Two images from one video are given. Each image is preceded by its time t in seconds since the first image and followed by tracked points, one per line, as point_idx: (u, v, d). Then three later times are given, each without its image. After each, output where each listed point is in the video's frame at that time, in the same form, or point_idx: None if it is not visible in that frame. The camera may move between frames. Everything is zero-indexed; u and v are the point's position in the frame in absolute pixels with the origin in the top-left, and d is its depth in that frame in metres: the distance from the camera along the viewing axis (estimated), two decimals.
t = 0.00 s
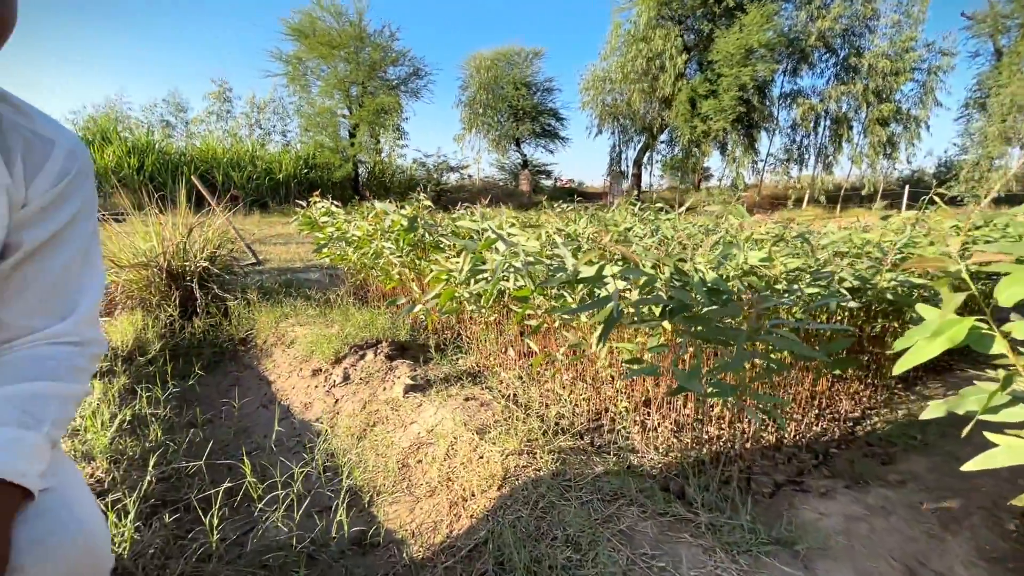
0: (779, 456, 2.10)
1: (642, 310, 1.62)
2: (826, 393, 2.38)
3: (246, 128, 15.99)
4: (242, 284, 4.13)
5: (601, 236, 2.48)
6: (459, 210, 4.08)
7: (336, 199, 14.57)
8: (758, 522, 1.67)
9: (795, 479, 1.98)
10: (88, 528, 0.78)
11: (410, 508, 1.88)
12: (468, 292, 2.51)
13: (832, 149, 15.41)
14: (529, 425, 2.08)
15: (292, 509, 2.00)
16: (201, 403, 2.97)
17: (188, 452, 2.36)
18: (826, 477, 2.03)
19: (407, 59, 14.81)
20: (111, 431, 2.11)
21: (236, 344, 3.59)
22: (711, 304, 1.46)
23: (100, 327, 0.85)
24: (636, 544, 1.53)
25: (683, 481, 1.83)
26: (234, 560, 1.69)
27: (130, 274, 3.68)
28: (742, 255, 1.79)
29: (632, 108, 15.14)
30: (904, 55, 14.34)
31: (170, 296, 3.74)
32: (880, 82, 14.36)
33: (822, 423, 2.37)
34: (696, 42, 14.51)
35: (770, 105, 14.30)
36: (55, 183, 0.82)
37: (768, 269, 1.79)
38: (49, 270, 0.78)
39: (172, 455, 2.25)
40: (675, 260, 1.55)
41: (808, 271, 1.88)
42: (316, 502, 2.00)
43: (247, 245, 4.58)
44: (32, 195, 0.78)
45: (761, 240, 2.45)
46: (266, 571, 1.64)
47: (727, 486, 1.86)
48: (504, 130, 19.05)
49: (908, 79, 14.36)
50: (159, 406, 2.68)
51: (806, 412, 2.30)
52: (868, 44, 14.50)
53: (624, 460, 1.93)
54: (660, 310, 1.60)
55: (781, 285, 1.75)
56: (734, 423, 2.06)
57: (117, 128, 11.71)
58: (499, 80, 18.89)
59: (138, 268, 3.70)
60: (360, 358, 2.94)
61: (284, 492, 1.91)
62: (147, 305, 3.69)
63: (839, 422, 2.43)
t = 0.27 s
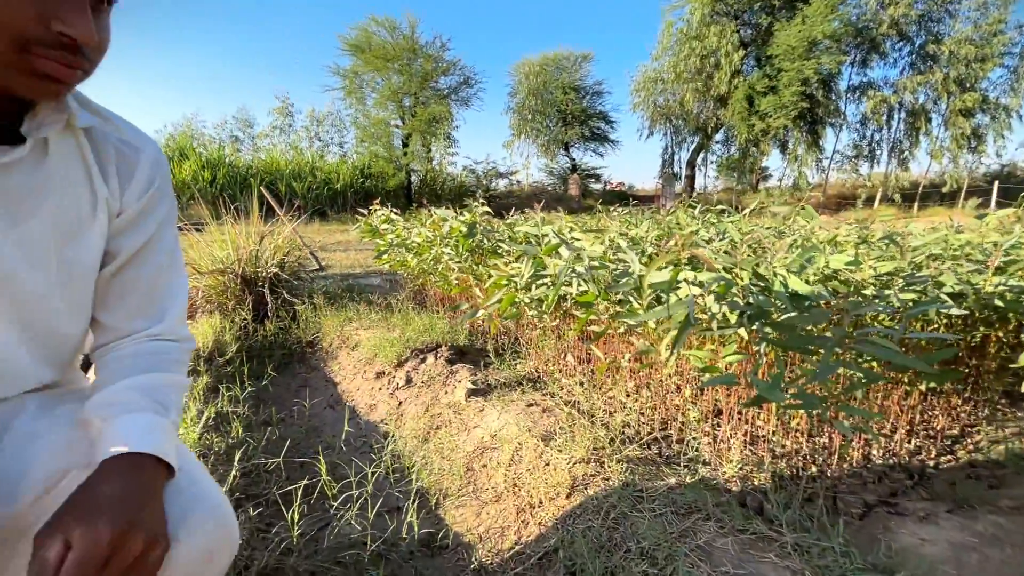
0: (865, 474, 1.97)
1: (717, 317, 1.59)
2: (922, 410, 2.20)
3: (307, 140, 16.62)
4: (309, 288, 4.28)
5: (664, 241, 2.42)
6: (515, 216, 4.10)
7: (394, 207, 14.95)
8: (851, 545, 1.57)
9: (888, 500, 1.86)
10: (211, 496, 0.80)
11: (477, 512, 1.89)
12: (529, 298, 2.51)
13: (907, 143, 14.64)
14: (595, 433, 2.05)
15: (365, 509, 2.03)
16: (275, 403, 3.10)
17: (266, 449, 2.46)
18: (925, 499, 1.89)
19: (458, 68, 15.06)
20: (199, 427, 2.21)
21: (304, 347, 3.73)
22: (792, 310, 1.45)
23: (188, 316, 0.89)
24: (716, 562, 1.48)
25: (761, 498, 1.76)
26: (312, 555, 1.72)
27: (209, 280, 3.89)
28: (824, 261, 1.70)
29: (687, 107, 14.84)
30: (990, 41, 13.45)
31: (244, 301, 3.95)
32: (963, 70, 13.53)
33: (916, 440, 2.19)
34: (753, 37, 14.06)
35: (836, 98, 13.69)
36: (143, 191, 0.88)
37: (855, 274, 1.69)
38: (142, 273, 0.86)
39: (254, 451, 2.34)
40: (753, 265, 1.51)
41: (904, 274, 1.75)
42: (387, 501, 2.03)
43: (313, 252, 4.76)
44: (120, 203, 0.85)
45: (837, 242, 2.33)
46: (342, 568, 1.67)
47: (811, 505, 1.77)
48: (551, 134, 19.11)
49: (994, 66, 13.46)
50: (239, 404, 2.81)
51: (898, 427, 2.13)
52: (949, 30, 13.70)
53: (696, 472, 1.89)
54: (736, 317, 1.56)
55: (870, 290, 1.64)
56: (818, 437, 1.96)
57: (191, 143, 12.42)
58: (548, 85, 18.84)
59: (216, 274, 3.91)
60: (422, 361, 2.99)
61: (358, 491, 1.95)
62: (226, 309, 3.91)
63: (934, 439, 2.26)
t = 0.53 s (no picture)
0: (919, 490, 1.90)
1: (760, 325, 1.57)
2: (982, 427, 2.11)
3: (346, 148, 17.00)
4: (351, 294, 4.37)
5: (704, 248, 2.40)
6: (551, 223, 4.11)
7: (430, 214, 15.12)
8: (904, 561, 1.52)
9: (945, 518, 1.79)
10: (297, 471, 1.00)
11: (518, 516, 1.89)
12: (567, 305, 2.51)
13: (968, 138, 14.11)
14: (634, 440, 2.04)
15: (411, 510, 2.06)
16: (321, 405, 3.18)
17: (315, 450, 2.53)
18: (985, 518, 1.81)
19: (492, 75, 15.20)
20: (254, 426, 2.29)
21: (347, 351, 3.82)
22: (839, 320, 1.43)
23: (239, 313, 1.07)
24: (761, 573, 1.46)
25: (808, 511, 1.72)
26: (360, 552, 1.76)
27: (258, 286, 4.03)
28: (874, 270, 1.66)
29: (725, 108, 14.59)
30: None
31: (291, 307, 4.08)
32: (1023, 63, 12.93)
33: (974, 455, 2.11)
34: (794, 34, 13.75)
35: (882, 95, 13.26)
36: (189, 204, 1.01)
37: (907, 283, 1.64)
38: (196, 280, 1.02)
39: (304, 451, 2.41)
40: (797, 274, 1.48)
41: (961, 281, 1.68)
42: (431, 502, 2.06)
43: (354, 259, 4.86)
44: (174, 217, 0.98)
45: (885, 248, 2.27)
46: (389, 565, 1.71)
47: (861, 519, 1.72)
48: (584, 139, 19.07)
49: None
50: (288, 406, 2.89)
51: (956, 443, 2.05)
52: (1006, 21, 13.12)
53: (738, 483, 1.86)
54: (781, 326, 1.54)
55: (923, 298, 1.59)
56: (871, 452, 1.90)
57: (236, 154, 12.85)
58: (581, 89, 18.84)
59: (265, 281, 4.04)
60: (460, 366, 3.02)
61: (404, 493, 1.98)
62: (274, 314, 4.04)
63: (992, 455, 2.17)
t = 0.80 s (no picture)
0: (951, 502, 1.86)
1: (785, 333, 1.56)
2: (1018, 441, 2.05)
3: (368, 155, 17.22)
4: (375, 299, 4.42)
5: (727, 255, 2.39)
6: (572, 229, 4.12)
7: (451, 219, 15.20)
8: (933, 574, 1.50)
9: (978, 531, 1.75)
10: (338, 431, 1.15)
11: (541, 520, 1.90)
12: (588, 312, 2.52)
13: (1004, 139, 13.77)
14: (657, 447, 2.04)
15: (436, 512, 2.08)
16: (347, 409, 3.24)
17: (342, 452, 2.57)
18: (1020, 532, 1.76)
19: (512, 81, 15.28)
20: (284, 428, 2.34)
21: (371, 356, 3.87)
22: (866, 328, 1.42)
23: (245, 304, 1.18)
24: None
25: (835, 522, 1.70)
26: (387, 553, 1.79)
27: (286, 292, 4.11)
28: (903, 276, 1.64)
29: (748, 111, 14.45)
30: None
31: (317, 312, 4.15)
32: None
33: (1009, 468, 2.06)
34: (819, 33, 13.56)
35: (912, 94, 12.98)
36: (195, 207, 1.06)
37: (936, 292, 1.61)
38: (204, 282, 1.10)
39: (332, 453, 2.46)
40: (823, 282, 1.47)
41: (992, 289, 1.65)
42: (456, 505, 2.07)
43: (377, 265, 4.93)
44: (186, 221, 1.04)
45: (914, 255, 2.23)
46: (416, 566, 1.73)
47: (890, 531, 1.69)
48: (604, 144, 19.05)
49: None
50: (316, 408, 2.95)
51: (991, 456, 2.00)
52: None
53: (763, 492, 1.84)
54: (806, 334, 1.52)
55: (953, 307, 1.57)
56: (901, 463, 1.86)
57: (262, 161, 13.10)
58: (601, 94, 18.81)
59: (292, 287, 4.12)
60: (482, 372, 3.04)
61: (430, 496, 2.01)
62: (301, 319, 4.12)
63: None
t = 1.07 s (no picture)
0: (967, 508, 1.84)
1: (796, 337, 1.56)
2: None
3: (379, 161, 17.33)
4: (387, 303, 4.45)
5: (737, 259, 2.39)
6: (582, 234, 4.13)
7: (461, 224, 15.25)
8: None
9: (995, 537, 1.73)
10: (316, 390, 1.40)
11: (552, 523, 1.90)
12: (598, 316, 2.53)
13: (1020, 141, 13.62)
14: (668, 451, 2.04)
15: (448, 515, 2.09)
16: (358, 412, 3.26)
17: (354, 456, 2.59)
18: None
19: (522, 87, 15.34)
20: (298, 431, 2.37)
21: (382, 360, 3.89)
22: (878, 333, 1.42)
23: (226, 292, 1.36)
24: None
25: (848, 526, 1.69)
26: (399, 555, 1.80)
27: (299, 296, 4.15)
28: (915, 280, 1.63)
29: (758, 114, 14.39)
30: None
31: (329, 316, 4.18)
32: None
33: None
34: (830, 37, 13.51)
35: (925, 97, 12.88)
36: (183, 214, 1.20)
37: (948, 296, 1.61)
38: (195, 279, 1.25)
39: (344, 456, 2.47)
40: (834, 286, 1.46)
41: (1006, 292, 1.64)
42: (467, 508, 2.08)
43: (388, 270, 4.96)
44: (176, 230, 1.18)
45: (927, 259, 2.22)
46: (428, 568, 1.74)
47: (904, 536, 1.68)
48: (613, 148, 19.05)
49: None
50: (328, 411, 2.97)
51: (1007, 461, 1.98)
52: None
53: (775, 496, 1.84)
54: (817, 339, 1.52)
55: (966, 311, 1.56)
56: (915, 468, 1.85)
57: (274, 168, 13.23)
58: (610, 99, 18.83)
59: (304, 291, 4.16)
60: (493, 376, 3.05)
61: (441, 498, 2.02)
62: (313, 323, 4.15)
63: None
